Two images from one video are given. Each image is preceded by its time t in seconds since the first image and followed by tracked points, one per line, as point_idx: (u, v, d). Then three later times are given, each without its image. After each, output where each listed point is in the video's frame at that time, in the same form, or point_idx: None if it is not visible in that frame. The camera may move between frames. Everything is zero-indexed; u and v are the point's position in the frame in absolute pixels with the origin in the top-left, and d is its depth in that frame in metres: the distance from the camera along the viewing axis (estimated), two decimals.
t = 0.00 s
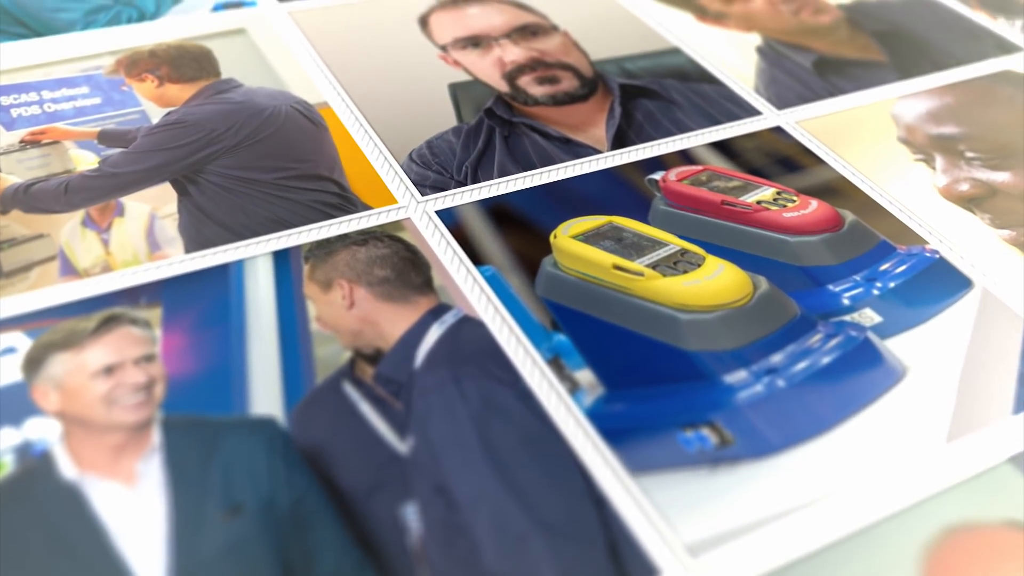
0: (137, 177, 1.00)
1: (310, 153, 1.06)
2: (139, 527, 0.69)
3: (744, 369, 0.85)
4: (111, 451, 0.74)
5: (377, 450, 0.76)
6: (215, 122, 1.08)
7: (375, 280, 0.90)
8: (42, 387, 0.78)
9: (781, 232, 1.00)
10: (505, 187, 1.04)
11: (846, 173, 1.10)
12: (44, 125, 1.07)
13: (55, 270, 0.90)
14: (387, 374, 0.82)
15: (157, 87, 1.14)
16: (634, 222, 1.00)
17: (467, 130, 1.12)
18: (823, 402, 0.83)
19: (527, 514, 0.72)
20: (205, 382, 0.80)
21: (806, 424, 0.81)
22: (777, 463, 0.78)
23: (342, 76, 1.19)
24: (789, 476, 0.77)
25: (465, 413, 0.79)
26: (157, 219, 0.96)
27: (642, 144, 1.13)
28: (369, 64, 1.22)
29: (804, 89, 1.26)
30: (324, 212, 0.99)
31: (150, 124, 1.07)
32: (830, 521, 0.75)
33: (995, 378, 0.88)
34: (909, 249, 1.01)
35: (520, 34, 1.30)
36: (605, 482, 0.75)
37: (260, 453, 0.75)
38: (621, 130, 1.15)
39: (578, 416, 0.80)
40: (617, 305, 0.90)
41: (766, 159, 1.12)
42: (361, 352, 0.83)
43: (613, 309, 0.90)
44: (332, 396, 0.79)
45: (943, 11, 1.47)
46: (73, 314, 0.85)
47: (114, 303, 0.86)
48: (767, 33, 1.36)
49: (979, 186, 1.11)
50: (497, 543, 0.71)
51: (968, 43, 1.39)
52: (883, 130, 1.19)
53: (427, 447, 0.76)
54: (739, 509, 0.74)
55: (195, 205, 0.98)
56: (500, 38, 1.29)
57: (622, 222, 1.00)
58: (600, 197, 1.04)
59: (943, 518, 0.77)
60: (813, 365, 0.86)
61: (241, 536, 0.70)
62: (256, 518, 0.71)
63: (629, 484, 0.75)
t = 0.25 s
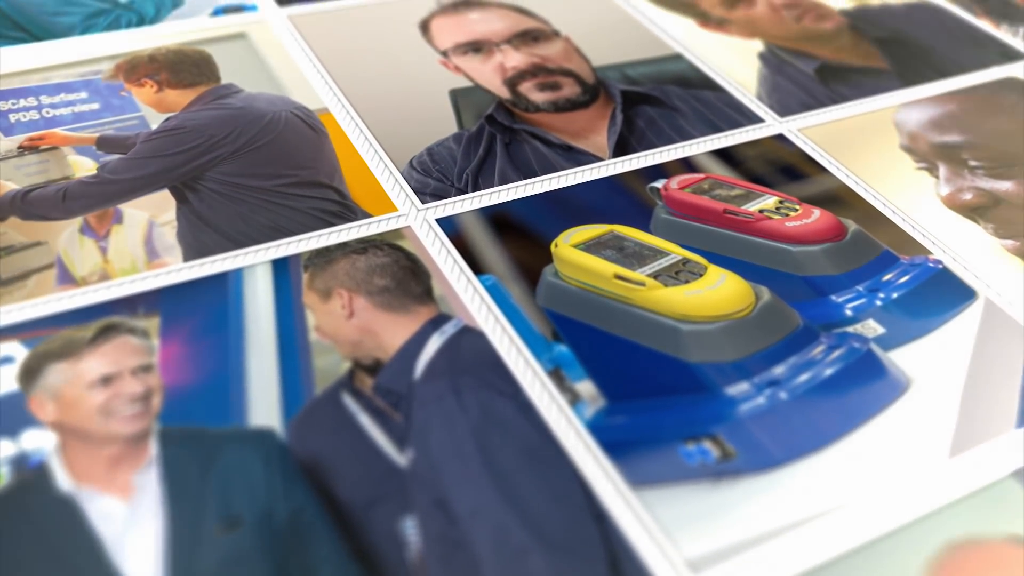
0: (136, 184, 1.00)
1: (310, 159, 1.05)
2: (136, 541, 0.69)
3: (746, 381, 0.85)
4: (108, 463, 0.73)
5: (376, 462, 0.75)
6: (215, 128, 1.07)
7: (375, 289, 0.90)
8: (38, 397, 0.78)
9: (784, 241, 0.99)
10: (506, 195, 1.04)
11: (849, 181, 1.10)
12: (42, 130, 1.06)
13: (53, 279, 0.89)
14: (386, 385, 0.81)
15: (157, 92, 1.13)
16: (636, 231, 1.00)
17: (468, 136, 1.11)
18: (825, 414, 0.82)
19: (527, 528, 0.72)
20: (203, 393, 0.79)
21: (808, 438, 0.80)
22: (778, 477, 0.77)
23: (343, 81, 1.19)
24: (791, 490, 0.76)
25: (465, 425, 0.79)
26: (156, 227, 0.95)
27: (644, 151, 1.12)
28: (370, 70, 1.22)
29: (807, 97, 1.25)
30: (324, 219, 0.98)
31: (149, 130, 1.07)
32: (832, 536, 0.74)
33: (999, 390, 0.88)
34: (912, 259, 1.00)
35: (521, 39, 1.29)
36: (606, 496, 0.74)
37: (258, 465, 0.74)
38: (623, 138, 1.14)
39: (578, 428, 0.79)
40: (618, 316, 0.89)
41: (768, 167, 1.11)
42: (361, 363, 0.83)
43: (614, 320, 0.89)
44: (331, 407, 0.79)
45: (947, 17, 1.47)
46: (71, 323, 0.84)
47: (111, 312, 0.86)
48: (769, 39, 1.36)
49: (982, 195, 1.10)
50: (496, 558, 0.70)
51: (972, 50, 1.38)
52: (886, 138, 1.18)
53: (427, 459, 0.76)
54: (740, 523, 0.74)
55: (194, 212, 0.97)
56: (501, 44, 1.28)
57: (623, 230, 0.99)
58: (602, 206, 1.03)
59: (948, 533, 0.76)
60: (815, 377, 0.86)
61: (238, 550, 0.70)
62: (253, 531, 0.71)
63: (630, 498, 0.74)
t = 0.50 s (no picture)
0: (134, 192, 0.99)
1: (310, 167, 1.05)
2: (132, 557, 0.68)
3: (748, 395, 0.84)
4: (104, 477, 0.73)
5: (375, 477, 0.75)
6: (214, 135, 1.06)
7: (374, 300, 0.89)
8: (34, 410, 0.77)
9: (787, 252, 0.98)
10: (507, 205, 1.03)
11: (852, 192, 1.09)
12: (40, 136, 1.05)
13: (49, 288, 0.88)
14: (385, 398, 0.81)
15: (156, 99, 1.12)
16: (637, 241, 0.99)
17: (469, 144, 1.11)
18: (828, 429, 0.82)
19: (527, 546, 0.71)
20: (201, 406, 0.78)
21: (811, 453, 0.80)
22: (781, 493, 0.77)
23: (343, 88, 1.18)
24: (793, 507, 0.76)
25: (465, 439, 0.78)
26: (154, 236, 0.94)
27: (646, 160, 1.12)
28: (370, 76, 1.21)
29: (810, 105, 1.25)
30: (323, 229, 0.97)
31: (148, 137, 1.06)
32: (834, 553, 0.74)
33: (1002, 405, 0.87)
34: (915, 271, 0.99)
35: (523, 46, 1.29)
36: (607, 512, 0.74)
37: (256, 480, 0.74)
38: (625, 146, 1.13)
39: (579, 443, 0.79)
40: (619, 328, 0.89)
41: (771, 177, 1.10)
42: (360, 375, 0.82)
43: (616, 332, 0.89)
44: (329, 421, 0.78)
45: (950, 25, 1.46)
46: (67, 334, 0.84)
47: (109, 323, 0.85)
48: (772, 47, 1.35)
49: (987, 206, 1.09)
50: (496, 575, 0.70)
51: (976, 58, 1.37)
52: (889, 148, 1.17)
53: (426, 474, 0.75)
54: (743, 540, 0.73)
55: (193, 220, 0.96)
56: (503, 50, 1.27)
57: (625, 241, 0.99)
58: (603, 215, 1.02)
59: (951, 552, 0.75)
60: (818, 392, 0.85)
61: (235, 566, 0.69)
62: (251, 547, 0.70)
63: (631, 514, 0.74)
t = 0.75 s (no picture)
0: (133, 199, 0.98)
1: (309, 174, 1.04)
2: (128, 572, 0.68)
3: (750, 408, 0.83)
4: (100, 489, 0.72)
5: (374, 490, 0.74)
6: (213, 141, 1.06)
7: (374, 309, 0.89)
8: (31, 420, 0.77)
9: (789, 262, 0.98)
10: (508, 213, 1.02)
11: (855, 201, 1.08)
12: (38, 142, 1.05)
13: (46, 296, 0.88)
14: (384, 410, 0.80)
15: (155, 104, 1.12)
16: (639, 250, 0.98)
17: (470, 151, 1.10)
18: (831, 443, 0.81)
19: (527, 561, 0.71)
20: (198, 417, 0.78)
21: (814, 467, 0.79)
22: (783, 507, 0.76)
23: (343, 93, 1.18)
24: (796, 521, 0.75)
25: (465, 452, 0.77)
26: (152, 243, 0.94)
27: (648, 168, 1.11)
28: (371, 82, 1.21)
29: (812, 112, 1.24)
30: (323, 237, 0.97)
31: (146, 142, 1.05)
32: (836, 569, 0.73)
33: (1006, 419, 0.86)
34: (918, 282, 0.99)
35: (524, 52, 1.28)
36: (608, 526, 0.73)
37: (254, 492, 0.73)
38: (627, 154, 1.13)
39: (580, 456, 0.78)
40: (620, 338, 0.88)
41: (773, 186, 1.10)
42: (359, 386, 0.82)
43: (617, 342, 0.88)
44: (328, 432, 0.78)
45: (953, 31, 1.45)
46: (64, 343, 0.83)
47: (106, 332, 0.84)
48: (775, 53, 1.34)
49: (990, 216, 1.09)
50: None
51: (979, 65, 1.37)
52: (892, 156, 1.17)
53: (425, 487, 0.75)
54: (744, 555, 0.72)
55: (191, 228, 0.96)
56: (504, 56, 1.27)
57: (626, 250, 0.98)
58: (605, 224, 1.02)
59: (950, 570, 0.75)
60: (820, 404, 0.84)
61: None
62: (248, 561, 0.70)
63: (631, 529, 0.73)
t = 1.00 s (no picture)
0: (131, 206, 0.98)
1: (309, 182, 1.04)
2: None
3: (752, 420, 0.83)
4: (96, 502, 0.71)
5: (372, 503, 0.74)
6: (213, 148, 1.05)
7: (373, 319, 0.88)
8: (27, 432, 0.76)
9: (791, 272, 0.97)
10: (508, 221, 1.02)
11: (858, 210, 1.08)
12: (36, 148, 1.04)
13: (44, 305, 0.87)
14: (383, 422, 0.79)
15: (154, 110, 1.11)
16: (641, 260, 0.98)
17: (471, 158, 1.09)
18: (833, 456, 0.80)
19: None
20: (196, 429, 0.77)
21: (816, 481, 0.79)
22: (785, 522, 0.75)
23: (343, 99, 1.17)
24: (798, 536, 0.75)
25: (464, 465, 0.77)
26: (150, 252, 0.93)
27: (649, 176, 1.10)
28: (371, 88, 1.20)
29: (815, 120, 1.23)
30: (322, 245, 0.96)
31: (145, 149, 1.05)
32: None
33: (1009, 432, 0.86)
34: (921, 292, 0.98)
35: (525, 57, 1.27)
36: (608, 541, 0.73)
37: (251, 506, 0.73)
38: (628, 161, 1.12)
39: (580, 469, 0.77)
40: (621, 349, 0.88)
41: (776, 194, 1.09)
42: (358, 397, 0.81)
43: (618, 353, 0.87)
44: (327, 444, 0.77)
45: (957, 38, 1.44)
46: (61, 353, 0.82)
47: (103, 341, 0.84)
48: (777, 59, 1.34)
49: (994, 226, 1.08)
50: None
51: (982, 73, 1.36)
52: (895, 164, 1.16)
53: (425, 501, 0.74)
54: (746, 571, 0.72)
55: (190, 236, 0.95)
56: (505, 62, 1.26)
57: (627, 259, 0.98)
58: (606, 233, 1.01)
59: None
60: (823, 417, 0.84)
61: None
62: None
63: (632, 544, 0.73)
